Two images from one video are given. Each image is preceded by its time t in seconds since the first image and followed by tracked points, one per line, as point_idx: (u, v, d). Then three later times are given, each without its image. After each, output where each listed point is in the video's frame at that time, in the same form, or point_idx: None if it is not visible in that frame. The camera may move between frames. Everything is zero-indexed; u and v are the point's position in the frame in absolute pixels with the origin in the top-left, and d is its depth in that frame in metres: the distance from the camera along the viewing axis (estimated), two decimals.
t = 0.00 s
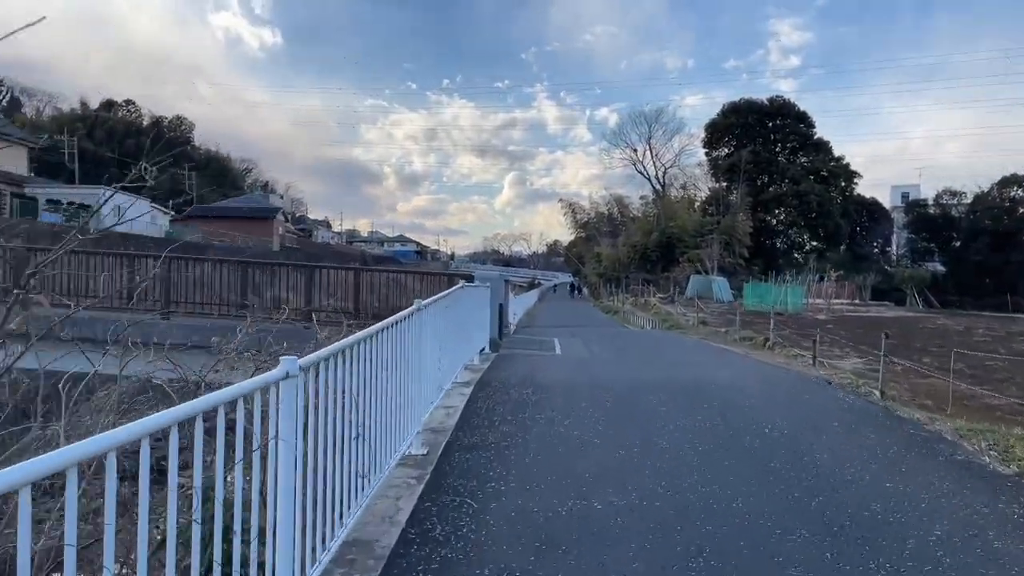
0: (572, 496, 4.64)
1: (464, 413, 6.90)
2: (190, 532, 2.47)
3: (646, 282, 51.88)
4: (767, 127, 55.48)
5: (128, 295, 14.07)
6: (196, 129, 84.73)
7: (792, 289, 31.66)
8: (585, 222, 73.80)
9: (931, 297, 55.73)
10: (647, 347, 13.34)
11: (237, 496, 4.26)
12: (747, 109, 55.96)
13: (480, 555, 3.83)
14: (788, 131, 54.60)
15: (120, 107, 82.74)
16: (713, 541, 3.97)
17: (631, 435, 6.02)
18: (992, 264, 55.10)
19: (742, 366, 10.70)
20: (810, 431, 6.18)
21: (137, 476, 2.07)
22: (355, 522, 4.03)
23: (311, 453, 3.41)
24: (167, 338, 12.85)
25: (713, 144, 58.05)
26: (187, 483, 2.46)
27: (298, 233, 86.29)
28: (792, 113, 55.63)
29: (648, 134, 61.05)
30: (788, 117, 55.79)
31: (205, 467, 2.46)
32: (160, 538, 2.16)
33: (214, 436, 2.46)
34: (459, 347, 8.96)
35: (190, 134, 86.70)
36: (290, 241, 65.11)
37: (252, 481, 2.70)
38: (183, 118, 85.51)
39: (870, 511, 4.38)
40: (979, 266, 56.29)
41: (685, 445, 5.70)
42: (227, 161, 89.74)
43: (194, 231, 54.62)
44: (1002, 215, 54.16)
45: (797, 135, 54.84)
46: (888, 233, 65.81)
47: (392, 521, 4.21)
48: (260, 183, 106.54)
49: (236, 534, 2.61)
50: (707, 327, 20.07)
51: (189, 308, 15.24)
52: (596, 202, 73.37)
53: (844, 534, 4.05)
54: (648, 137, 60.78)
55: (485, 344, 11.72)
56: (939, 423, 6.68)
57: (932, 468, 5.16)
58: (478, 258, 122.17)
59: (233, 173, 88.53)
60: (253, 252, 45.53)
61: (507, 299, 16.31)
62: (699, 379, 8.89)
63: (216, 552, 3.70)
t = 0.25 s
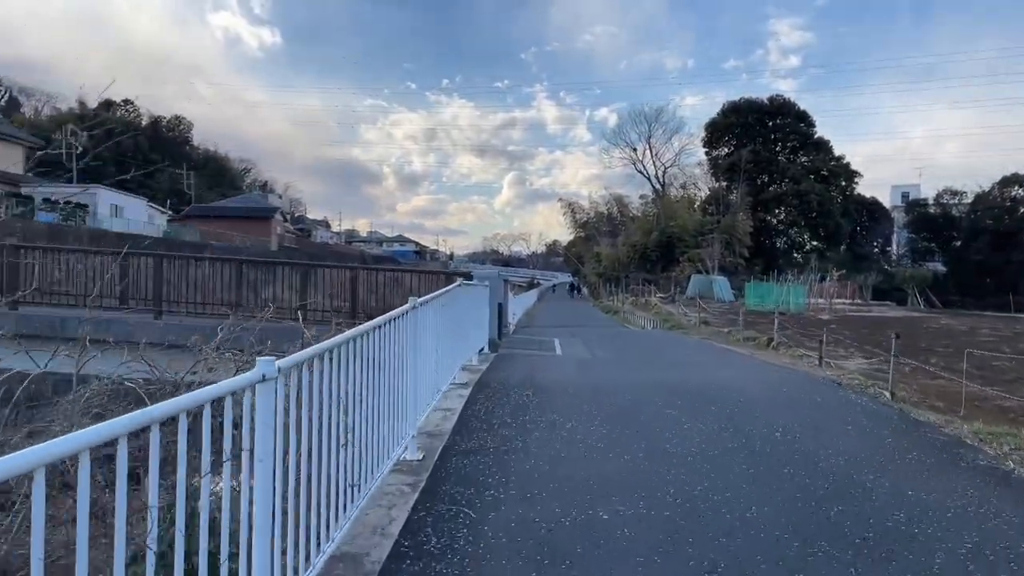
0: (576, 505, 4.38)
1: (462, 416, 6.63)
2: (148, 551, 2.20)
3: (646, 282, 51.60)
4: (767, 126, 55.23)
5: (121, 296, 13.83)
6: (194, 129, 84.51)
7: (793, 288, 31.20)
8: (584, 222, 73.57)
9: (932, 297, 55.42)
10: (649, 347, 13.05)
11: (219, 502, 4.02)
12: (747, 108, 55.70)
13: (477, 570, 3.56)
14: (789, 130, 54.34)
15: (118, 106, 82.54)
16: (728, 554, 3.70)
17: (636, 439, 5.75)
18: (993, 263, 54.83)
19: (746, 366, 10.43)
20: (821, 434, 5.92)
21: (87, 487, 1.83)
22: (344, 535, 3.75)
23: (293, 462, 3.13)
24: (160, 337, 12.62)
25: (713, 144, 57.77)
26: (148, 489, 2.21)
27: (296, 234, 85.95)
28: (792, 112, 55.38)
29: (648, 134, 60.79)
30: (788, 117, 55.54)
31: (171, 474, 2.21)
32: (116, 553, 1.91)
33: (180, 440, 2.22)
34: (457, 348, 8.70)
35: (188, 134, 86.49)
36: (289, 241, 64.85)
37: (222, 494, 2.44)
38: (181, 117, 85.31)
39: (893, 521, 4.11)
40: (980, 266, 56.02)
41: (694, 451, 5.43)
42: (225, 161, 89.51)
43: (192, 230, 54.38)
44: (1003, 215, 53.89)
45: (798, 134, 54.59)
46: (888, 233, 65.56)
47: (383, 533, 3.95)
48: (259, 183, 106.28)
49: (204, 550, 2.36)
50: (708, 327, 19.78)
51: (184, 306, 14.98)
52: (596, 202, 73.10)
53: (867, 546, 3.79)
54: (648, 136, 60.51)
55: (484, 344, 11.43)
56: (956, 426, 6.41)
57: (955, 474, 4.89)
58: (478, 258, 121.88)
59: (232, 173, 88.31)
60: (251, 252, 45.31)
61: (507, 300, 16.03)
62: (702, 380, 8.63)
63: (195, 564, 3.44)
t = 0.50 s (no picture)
0: (579, 520, 4.13)
1: (459, 423, 6.36)
2: None
3: (646, 282, 51.36)
4: (767, 126, 55.01)
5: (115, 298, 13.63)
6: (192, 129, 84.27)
7: (794, 289, 30.86)
8: (583, 222, 73.25)
9: (932, 297, 55.21)
10: (650, 349, 12.80)
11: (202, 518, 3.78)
12: (747, 108, 55.45)
13: None
14: (789, 130, 54.14)
15: (116, 106, 82.33)
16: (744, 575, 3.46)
17: (641, 448, 5.51)
18: (993, 263, 54.61)
19: (750, 369, 10.17)
20: (836, 442, 5.67)
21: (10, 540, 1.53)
22: (331, 557, 3.49)
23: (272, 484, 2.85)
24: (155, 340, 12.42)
25: (712, 144, 57.52)
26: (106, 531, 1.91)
27: (295, 234, 85.67)
28: (792, 112, 55.13)
29: (647, 133, 60.53)
30: (788, 116, 55.29)
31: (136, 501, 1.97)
32: None
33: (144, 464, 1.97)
34: (455, 350, 8.44)
35: (186, 134, 86.25)
36: (287, 241, 64.59)
37: (197, 522, 2.20)
38: (179, 117, 85.07)
39: (918, 539, 3.86)
40: (980, 266, 55.80)
41: (702, 461, 5.17)
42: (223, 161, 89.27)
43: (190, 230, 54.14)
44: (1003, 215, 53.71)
45: (797, 134, 54.36)
46: (888, 232, 65.33)
47: (373, 553, 3.69)
48: (257, 183, 106.00)
49: None
50: (710, 328, 19.53)
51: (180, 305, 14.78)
52: (595, 202, 72.75)
53: (893, 567, 3.53)
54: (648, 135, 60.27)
55: (482, 346, 11.18)
56: (974, 433, 6.16)
57: (980, 487, 4.64)
58: (477, 258, 121.59)
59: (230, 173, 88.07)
60: (248, 252, 45.08)
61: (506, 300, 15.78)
62: (707, 384, 8.37)
63: None
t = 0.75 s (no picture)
0: (579, 535, 3.88)
1: (453, 429, 6.11)
2: None
3: (644, 283, 51.12)
4: (765, 126, 54.82)
5: (107, 299, 13.45)
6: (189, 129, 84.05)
7: (793, 288, 30.58)
8: (581, 222, 73.02)
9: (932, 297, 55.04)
10: (649, 351, 12.55)
11: (177, 534, 3.54)
12: (745, 108, 55.24)
13: None
14: (787, 130, 53.95)
15: (112, 106, 82.08)
16: None
17: (642, 456, 5.27)
18: (992, 264, 54.42)
19: (751, 370, 9.93)
20: (847, 449, 5.43)
21: None
22: None
23: (234, 504, 2.60)
24: (148, 341, 12.23)
25: (711, 144, 57.32)
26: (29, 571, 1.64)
27: (293, 234, 85.44)
28: (791, 112, 54.93)
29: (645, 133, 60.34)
30: (787, 116, 55.09)
31: (90, 531, 1.73)
32: None
33: (97, 489, 1.74)
34: (449, 351, 8.18)
35: (183, 134, 86.03)
36: (284, 242, 64.35)
37: (156, 551, 1.97)
38: (176, 118, 84.87)
39: (940, 556, 3.63)
40: (979, 267, 55.59)
41: (705, 470, 4.91)
42: (220, 161, 89.05)
43: (186, 230, 53.91)
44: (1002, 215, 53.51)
45: (796, 134, 54.17)
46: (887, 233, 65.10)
47: (357, 572, 3.43)
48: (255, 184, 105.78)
49: None
50: (710, 329, 19.29)
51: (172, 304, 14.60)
52: (593, 202, 72.54)
53: None
54: (646, 135, 60.08)
55: (478, 348, 10.93)
56: (989, 440, 5.92)
57: (1000, 499, 4.41)
58: (475, 258, 121.38)
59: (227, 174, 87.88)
60: (245, 253, 44.88)
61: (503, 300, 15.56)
62: (707, 385, 8.12)
63: None
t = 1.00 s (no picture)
0: (578, 559, 3.63)
1: (447, 439, 5.84)
2: None
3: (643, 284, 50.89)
4: (765, 127, 54.65)
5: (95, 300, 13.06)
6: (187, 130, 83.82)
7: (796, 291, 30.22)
8: (580, 223, 72.80)
9: (932, 298, 54.81)
10: (650, 354, 12.25)
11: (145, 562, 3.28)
12: (744, 108, 55.06)
13: None
14: (786, 131, 53.77)
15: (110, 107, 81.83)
16: None
17: (644, 468, 5.02)
18: (991, 265, 54.24)
19: (755, 374, 9.64)
20: (860, 461, 5.19)
21: None
22: None
23: (196, 535, 2.34)
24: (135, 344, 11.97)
25: (710, 145, 57.13)
26: None
27: (290, 236, 85.15)
28: (790, 112, 54.74)
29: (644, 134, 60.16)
30: (786, 117, 54.91)
31: None
32: None
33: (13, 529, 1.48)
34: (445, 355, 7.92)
35: (181, 135, 85.80)
36: (282, 243, 64.07)
37: None
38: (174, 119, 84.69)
39: None
40: (978, 268, 55.41)
41: (711, 486, 4.66)
42: (218, 162, 88.81)
43: (184, 232, 53.66)
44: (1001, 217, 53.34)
45: (795, 135, 54.05)
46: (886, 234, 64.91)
47: None
48: (252, 185, 105.48)
49: None
50: (710, 332, 18.99)
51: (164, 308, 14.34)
52: (592, 203, 72.34)
53: None
54: (644, 136, 59.91)
55: (475, 352, 10.67)
56: (1008, 450, 5.67)
57: None
58: (474, 259, 121.09)
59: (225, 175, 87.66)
60: (242, 254, 44.67)
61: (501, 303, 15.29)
62: (710, 391, 7.83)
63: None
